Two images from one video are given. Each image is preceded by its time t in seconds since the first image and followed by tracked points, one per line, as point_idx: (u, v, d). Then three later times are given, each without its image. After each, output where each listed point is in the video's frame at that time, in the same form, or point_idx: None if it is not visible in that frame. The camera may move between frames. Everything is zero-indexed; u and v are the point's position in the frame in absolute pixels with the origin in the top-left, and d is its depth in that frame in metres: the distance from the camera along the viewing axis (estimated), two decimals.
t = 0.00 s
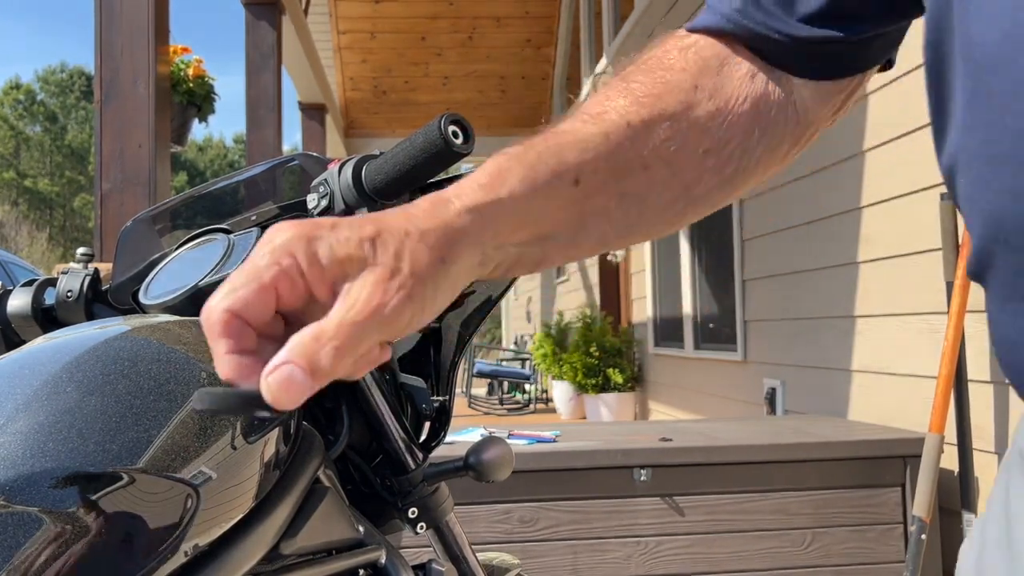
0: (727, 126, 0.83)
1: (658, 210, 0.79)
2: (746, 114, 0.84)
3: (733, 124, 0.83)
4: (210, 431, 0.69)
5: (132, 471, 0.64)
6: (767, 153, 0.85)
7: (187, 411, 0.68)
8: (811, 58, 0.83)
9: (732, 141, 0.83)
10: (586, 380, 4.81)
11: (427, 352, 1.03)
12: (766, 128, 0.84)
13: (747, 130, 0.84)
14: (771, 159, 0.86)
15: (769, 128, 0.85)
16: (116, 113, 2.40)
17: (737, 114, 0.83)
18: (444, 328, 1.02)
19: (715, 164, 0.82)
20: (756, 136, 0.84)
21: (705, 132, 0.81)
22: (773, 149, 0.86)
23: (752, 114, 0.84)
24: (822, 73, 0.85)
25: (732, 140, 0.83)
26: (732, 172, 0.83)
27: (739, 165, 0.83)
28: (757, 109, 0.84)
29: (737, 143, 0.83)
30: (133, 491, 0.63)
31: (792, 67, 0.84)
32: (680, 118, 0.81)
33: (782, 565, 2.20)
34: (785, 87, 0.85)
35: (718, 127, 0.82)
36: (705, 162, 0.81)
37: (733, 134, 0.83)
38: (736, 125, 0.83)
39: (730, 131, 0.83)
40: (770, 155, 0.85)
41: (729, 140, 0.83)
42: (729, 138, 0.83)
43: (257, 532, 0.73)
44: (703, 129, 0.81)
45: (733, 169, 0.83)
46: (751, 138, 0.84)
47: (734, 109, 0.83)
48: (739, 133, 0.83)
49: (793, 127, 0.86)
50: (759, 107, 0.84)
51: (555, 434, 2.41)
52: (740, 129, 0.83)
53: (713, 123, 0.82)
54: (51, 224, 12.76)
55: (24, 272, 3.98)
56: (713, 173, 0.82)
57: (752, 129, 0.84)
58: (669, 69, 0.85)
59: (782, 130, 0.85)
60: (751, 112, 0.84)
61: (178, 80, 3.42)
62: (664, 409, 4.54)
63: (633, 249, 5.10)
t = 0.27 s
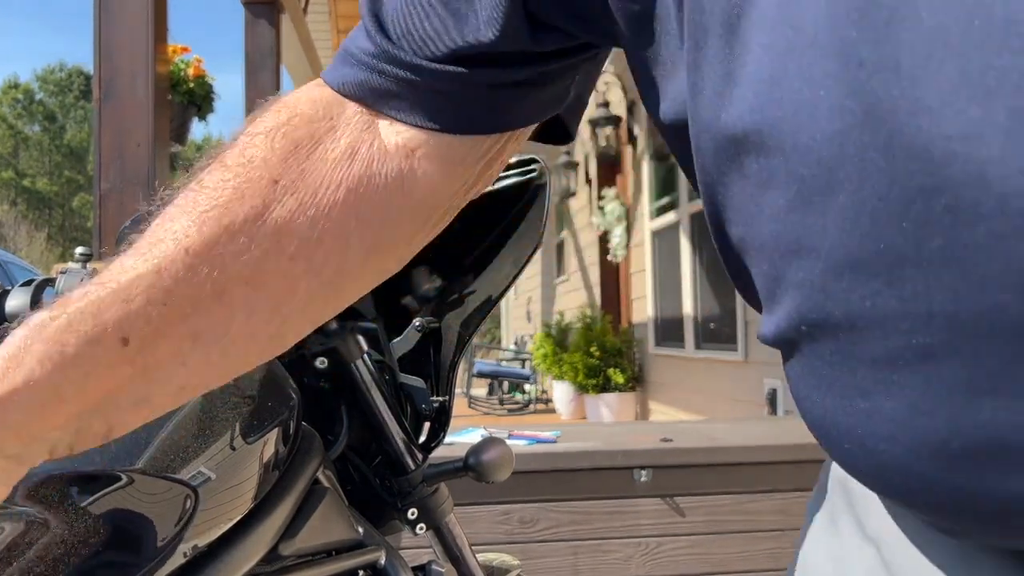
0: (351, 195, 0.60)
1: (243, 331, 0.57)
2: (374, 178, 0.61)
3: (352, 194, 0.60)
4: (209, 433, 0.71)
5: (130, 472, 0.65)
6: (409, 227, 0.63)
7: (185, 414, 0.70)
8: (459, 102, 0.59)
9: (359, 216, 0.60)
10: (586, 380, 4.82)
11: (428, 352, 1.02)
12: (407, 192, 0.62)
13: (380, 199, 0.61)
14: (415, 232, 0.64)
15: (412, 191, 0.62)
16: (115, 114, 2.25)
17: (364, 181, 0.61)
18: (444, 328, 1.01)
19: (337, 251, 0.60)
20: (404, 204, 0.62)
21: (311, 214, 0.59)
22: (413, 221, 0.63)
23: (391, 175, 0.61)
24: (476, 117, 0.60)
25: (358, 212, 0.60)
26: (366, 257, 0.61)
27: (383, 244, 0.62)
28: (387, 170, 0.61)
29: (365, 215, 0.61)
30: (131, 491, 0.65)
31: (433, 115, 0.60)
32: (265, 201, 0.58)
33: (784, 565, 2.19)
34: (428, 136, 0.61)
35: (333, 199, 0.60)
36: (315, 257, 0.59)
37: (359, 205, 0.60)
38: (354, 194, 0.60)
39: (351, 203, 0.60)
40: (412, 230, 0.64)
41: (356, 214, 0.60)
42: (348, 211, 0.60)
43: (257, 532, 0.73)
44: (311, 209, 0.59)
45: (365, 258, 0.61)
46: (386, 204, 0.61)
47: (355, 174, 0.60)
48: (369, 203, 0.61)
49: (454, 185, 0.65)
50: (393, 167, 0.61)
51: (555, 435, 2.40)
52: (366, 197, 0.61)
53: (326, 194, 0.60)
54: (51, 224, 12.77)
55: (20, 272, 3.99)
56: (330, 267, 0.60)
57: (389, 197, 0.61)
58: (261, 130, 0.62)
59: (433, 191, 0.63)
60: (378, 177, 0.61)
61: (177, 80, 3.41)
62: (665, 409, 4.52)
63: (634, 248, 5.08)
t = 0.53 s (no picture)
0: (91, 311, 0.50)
1: None
2: (117, 287, 0.50)
3: (91, 309, 0.49)
4: (209, 432, 0.71)
5: (131, 472, 0.65)
6: (172, 338, 0.53)
7: (184, 414, 0.69)
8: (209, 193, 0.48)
9: (102, 335, 0.50)
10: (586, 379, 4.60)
11: (428, 352, 1.02)
12: (169, 301, 0.51)
13: (127, 312, 0.50)
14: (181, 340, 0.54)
15: (169, 297, 0.51)
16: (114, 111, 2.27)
17: (101, 293, 0.50)
18: (444, 328, 1.01)
19: (80, 376, 0.50)
20: (164, 312, 0.51)
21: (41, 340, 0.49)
22: (175, 332, 0.53)
23: (138, 284, 0.50)
24: (231, 206, 0.49)
25: (101, 330, 0.50)
26: (120, 379, 0.51)
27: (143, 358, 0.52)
28: (129, 277, 0.50)
29: (110, 333, 0.50)
30: (131, 491, 0.65)
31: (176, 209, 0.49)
32: None
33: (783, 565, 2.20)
34: (178, 235, 0.50)
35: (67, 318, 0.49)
36: (50, 388, 0.49)
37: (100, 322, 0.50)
38: (92, 310, 0.49)
39: (93, 320, 0.50)
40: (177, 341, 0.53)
41: (96, 331, 0.50)
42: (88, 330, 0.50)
43: (257, 532, 0.73)
44: (40, 333, 0.49)
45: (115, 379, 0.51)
46: (137, 316, 0.51)
47: (93, 286, 0.50)
48: (117, 318, 0.50)
49: (229, 278, 0.54)
50: (140, 274, 0.50)
51: (555, 435, 2.40)
52: (111, 310, 0.50)
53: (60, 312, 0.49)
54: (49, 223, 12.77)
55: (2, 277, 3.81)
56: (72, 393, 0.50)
57: (142, 307, 0.51)
58: None
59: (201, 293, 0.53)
60: (121, 286, 0.50)
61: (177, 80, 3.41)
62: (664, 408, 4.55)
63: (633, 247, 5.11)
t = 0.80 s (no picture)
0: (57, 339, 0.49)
1: None
2: (83, 315, 0.50)
3: (58, 337, 0.49)
4: (209, 432, 0.71)
5: (130, 472, 0.65)
6: (140, 358, 0.53)
7: (184, 414, 0.70)
8: (159, 222, 0.46)
9: (69, 361, 0.50)
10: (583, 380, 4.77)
11: (428, 351, 1.02)
12: (135, 324, 0.52)
13: (94, 338, 0.50)
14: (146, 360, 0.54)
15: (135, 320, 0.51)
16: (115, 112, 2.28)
17: (67, 320, 0.50)
18: (444, 327, 1.01)
19: (49, 402, 0.50)
20: (130, 335, 0.52)
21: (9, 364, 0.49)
22: (140, 353, 0.53)
23: (104, 310, 0.50)
24: (185, 235, 0.48)
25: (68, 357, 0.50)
26: (89, 402, 0.52)
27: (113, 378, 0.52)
28: (93, 303, 0.50)
29: (77, 358, 0.50)
30: (131, 491, 0.65)
31: (126, 237, 0.47)
32: None
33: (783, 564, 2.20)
34: (136, 262, 0.49)
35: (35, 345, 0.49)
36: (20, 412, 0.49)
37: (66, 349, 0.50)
38: (57, 336, 0.49)
39: (60, 347, 0.50)
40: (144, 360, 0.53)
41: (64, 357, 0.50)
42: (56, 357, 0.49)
43: (256, 532, 0.73)
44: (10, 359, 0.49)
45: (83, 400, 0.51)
46: (105, 341, 0.51)
47: (59, 313, 0.49)
48: (85, 343, 0.50)
49: (195, 293, 0.54)
50: (101, 302, 0.50)
51: (555, 435, 2.41)
52: (77, 337, 0.50)
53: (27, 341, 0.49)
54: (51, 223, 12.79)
55: None
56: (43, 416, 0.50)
57: (108, 333, 0.51)
58: None
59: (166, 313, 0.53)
60: (86, 313, 0.50)
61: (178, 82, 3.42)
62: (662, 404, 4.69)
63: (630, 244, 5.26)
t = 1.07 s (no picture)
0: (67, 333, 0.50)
1: None
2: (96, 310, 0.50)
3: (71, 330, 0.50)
4: (208, 433, 0.71)
5: (130, 472, 0.65)
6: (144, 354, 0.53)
7: (184, 414, 0.70)
8: (157, 224, 0.47)
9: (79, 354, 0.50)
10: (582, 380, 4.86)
11: (428, 351, 1.02)
12: (142, 322, 0.52)
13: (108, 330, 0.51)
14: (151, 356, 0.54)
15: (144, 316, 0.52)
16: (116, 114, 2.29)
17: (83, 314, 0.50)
18: (444, 327, 1.01)
19: (59, 393, 0.50)
20: (142, 329, 0.52)
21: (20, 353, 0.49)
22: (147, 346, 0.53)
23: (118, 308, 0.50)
24: (182, 236, 0.47)
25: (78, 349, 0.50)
26: (97, 397, 0.52)
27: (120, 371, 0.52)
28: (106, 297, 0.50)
29: (87, 351, 0.50)
30: (131, 491, 0.64)
31: (130, 236, 0.47)
32: None
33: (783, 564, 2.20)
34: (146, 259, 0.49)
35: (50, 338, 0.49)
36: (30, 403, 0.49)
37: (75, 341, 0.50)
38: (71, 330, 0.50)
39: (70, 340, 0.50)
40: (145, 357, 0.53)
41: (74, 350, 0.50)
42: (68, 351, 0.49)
43: (255, 533, 0.72)
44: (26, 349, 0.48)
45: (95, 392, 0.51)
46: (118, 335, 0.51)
47: (72, 306, 0.50)
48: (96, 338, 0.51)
49: (202, 292, 0.55)
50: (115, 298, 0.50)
51: (555, 436, 2.41)
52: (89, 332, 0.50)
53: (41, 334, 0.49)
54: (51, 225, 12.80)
55: None
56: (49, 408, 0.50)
57: (115, 331, 0.51)
58: None
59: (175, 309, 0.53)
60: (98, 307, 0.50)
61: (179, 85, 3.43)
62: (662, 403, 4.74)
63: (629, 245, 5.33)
